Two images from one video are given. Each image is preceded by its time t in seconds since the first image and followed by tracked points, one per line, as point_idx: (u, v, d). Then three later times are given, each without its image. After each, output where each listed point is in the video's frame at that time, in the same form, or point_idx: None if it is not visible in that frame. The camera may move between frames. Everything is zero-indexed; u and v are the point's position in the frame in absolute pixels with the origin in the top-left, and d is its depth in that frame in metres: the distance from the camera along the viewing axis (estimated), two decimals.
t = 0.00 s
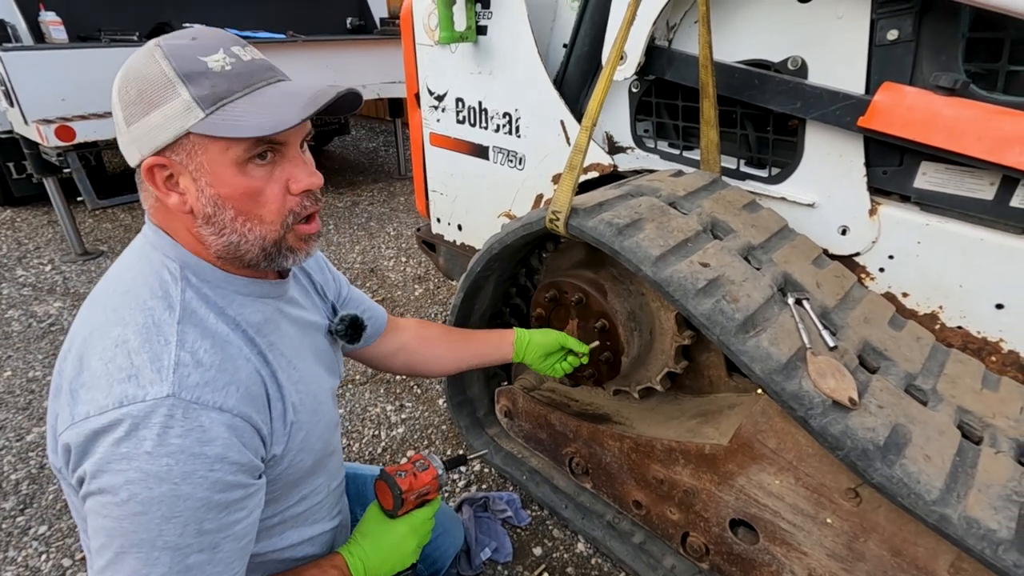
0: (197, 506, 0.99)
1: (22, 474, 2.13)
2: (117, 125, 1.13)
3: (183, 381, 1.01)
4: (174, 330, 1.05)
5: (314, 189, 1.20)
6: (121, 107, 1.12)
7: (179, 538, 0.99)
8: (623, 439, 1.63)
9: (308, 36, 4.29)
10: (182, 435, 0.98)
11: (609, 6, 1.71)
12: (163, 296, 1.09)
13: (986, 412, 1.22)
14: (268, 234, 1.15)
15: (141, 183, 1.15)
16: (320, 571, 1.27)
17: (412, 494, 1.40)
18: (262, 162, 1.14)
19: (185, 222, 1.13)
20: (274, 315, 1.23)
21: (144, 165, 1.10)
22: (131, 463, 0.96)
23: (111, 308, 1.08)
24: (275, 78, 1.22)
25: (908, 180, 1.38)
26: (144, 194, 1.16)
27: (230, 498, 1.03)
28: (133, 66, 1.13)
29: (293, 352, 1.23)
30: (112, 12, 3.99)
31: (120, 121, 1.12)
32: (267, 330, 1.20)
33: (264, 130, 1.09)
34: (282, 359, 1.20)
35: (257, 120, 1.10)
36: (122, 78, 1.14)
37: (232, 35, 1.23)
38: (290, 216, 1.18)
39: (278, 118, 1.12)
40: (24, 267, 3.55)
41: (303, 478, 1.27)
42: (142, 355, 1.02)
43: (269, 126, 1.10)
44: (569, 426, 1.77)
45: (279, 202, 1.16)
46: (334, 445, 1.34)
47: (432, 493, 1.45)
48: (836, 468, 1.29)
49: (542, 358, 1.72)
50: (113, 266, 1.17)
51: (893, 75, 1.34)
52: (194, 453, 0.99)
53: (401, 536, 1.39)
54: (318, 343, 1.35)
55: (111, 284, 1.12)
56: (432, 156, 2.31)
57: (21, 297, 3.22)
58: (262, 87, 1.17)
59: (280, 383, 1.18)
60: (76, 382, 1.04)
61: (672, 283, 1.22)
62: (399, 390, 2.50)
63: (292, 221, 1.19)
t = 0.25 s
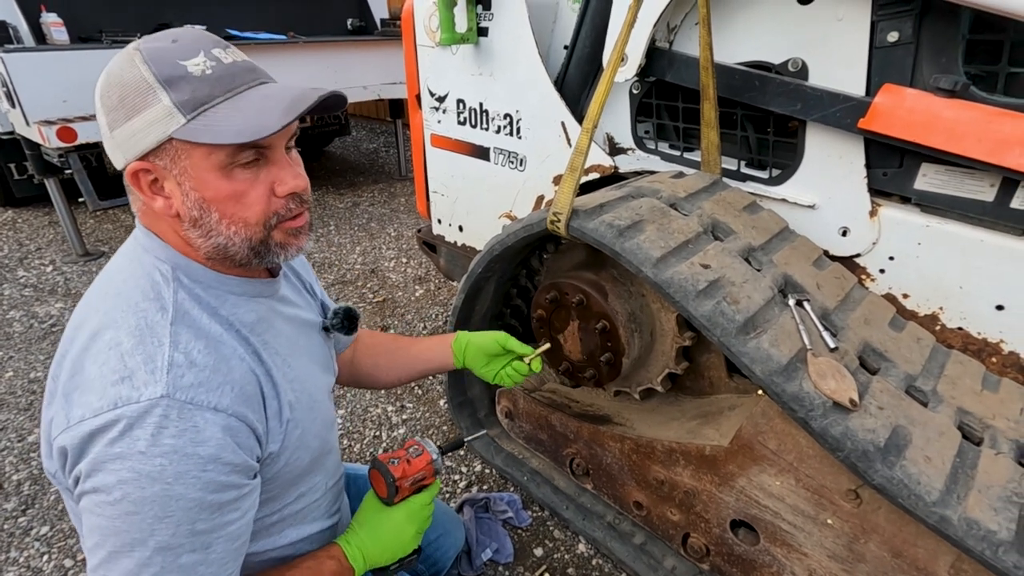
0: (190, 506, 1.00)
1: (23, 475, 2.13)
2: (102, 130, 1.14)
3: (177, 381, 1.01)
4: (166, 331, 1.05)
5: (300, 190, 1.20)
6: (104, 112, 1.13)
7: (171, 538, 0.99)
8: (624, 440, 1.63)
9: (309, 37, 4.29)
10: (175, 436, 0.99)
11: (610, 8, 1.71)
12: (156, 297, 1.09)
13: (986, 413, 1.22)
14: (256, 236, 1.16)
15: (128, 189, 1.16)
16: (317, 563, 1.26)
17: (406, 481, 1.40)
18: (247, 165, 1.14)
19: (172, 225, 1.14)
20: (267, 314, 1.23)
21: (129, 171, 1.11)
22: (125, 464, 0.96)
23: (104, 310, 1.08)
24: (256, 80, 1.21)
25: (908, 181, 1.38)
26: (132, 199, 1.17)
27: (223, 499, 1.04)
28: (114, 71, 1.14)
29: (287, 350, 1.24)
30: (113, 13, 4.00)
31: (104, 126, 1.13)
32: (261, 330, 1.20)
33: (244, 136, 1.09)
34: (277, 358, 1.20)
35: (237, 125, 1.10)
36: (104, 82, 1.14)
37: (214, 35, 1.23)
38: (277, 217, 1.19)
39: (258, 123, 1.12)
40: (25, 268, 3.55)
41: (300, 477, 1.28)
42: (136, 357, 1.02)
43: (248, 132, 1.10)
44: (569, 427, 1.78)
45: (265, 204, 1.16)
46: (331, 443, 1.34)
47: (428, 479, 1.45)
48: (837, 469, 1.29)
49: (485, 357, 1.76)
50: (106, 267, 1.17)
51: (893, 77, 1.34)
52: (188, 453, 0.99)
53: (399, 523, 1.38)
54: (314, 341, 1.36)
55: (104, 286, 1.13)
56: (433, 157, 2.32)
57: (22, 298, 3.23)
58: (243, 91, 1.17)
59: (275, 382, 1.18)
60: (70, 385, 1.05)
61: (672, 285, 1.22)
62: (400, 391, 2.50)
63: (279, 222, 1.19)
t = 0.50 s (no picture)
0: (173, 505, 1.00)
1: (27, 475, 2.14)
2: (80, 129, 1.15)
3: (155, 381, 1.02)
4: (145, 331, 1.06)
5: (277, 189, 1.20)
6: (81, 111, 1.14)
7: (155, 539, 0.99)
8: (625, 440, 1.63)
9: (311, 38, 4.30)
10: (154, 436, 0.99)
11: (613, 9, 1.71)
12: (135, 298, 1.09)
13: (988, 414, 1.22)
14: (232, 234, 1.15)
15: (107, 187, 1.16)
16: (313, 554, 1.26)
17: (400, 467, 1.39)
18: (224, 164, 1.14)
19: (150, 223, 1.14)
20: (253, 312, 1.24)
21: (105, 169, 1.12)
22: (105, 465, 0.97)
23: (85, 312, 1.10)
24: (231, 76, 1.22)
25: (910, 183, 1.38)
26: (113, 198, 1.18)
27: (208, 498, 1.04)
28: (90, 69, 1.15)
29: (274, 348, 1.24)
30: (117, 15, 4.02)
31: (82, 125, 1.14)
32: (246, 328, 1.21)
33: (216, 132, 1.10)
34: (262, 356, 1.21)
35: (209, 121, 1.11)
36: (81, 82, 1.15)
37: (189, 32, 1.24)
38: (252, 215, 1.18)
39: (228, 119, 1.12)
40: (28, 268, 3.56)
41: (294, 475, 1.28)
42: (114, 358, 1.02)
43: (221, 128, 1.10)
44: (571, 427, 1.78)
45: (241, 202, 1.16)
46: (326, 441, 1.34)
47: (422, 464, 1.45)
48: (839, 469, 1.29)
49: (443, 382, 1.79)
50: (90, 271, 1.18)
51: (895, 78, 1.34)
52: (167, 453, 1.00)
53: (397, 509, 1.38)
54: (304, 339, 1.36)
55: (88, 289, 1.14)
56: (435, 158, 2.32)
57: (25, 299, 3.23)
58: (216, 87, 1.17)
59: (259, 380, 1.19)
60: (53, 388, 1.06)
61: (674, 285, 1.23)
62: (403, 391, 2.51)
63: (255, 220, 1.19)
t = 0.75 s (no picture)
0: (154, 508, 1.00)
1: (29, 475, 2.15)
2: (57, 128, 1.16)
3: (131, 385, 1.02)
4: (122, 335, 1.06)
5: (253, 189, 1.20)
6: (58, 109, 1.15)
7: (138, 542, 1.00)
8: (627, 441, 1.63)
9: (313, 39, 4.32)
10: (132, 440, 0.99)
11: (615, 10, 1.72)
12: (114, 302, 1.10)
13: (990, 415, 1.22)
14: (205, 235, 1.15)
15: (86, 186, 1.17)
16: (310, 550, 1.27)
17: (394, 458, 1.37)
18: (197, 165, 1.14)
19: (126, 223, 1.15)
20: (237, 313, 1.24)
21: (79, 168, 1.13)
22: (83, 471, 0.97)
23: (66, 317, 1.10)
24: (207, 76, 1.22)
25: (912, 184, 1.38)
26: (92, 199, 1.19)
27: (191, 500, 1.04)
28: (65, 68, 1.16)
29: (259, 348, 1.25)
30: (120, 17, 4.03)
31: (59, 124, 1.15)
32: (230, 329, 1.21)
33: (186, 132, 1.10)
34: (246, 357, 1.21)
35: (181, 121, 1.11)
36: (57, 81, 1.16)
37: (167, 32, 1.24)
38: (226, 217, 1.18)
39: (200, 119, 1.12)
40: (31, 268, 3.57)
41: (285, 476, 1.28)
42: (91, 363, 1.03)
43: (191, 128, 1.10)
44: (573, 427, 1.78)
45: (214, 203, 1.16)
46: (317, 441, 1.35)
47: (418, 452, 1.41)
48: (841, 470, 1.29)
49: (421, 368, 1.81)
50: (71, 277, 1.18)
51: (897, 79, 1.34)
52: (146, 456, 1.00)
53: (395, 501, 1.36)
54: (293, 338, 1.37)
55: (69, 294, 1.15)
56: (436, 159, 2.32)
57: (28, 299, 3.24)
58: (190, 87, 1.18)
59: (242, 381, 1.19)
60: (32, 394, 1.07)
61: (676, 286, 1.23)
62: (405, 392, 2.51)
63: (230, 221, 1.19)
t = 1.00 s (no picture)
0: (156, 506, 1.00)
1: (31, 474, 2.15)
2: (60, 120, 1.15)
3: (129, 386, 1.02)
4: (118, 337, 1.06)
5: (252, 195, 1.21)
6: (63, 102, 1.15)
7: (143, 540, 1.00)
8: (628, 441, 1.63)
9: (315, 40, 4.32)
10: (132, 440, 0.99)
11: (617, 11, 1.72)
12: (109, 304, 1.10)
13: (992, 416, 1.22)
14: (203, 237, 1.15)
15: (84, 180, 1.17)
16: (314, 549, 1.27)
17: (401, 445, 1.36)
18: (196, 166, 1.15)
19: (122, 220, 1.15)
20: (230, 313, 1.25)
21: (80, 163, 1.13)
22: (83, 472, 0.98)
23: (60, 321, 1.10)
24: (218, 84, 1.23)
25: (914, 184, 1.38)
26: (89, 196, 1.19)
27: (194, 497, 1.04)
28: (76, 62, 1.15)
29: (254, 347, 1.25)
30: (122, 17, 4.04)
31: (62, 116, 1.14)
32: (223, 328, 1.22)
33: (189, 137, 1.10)
34: (241, 356, 1.21)
35: (184, 126, 1.11)
36: (66, 73, 1.16)
37: (179, 36, 1.25)
38: (224, 219, 1.18)
39: (205, 125, 1.12)
40: (33, 269, 3.57)
41: (284, 474, 1.28)
42: (88, 364, 1.03)
43: (194, 133, 1.11)
44: (574, 428, 1.78)
45: (212, 205, 1.16)
46: (315, 438, 1.35)
47: (425, 435, 1.41)
48: (842, 471, 1.28)
49: (465, 346, 1.81)
50: (66, 280, 1.18)
51: (899, 80, 1.34)
52: (147, 454, 1.00)
53: (406, 485, 1.37)
54: (288, 337, 1.37)
55: (64, 298, 1.15)
56: (438, 159, 2.33)
57: (30, 299, 3.25)
58: (199, 92, 1.18)
59: (239, 380, 1.19)
60: (30, 398, 1.07)
61: (678, 287, 1.23)
62: (405, 392, 2.51)
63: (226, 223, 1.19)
